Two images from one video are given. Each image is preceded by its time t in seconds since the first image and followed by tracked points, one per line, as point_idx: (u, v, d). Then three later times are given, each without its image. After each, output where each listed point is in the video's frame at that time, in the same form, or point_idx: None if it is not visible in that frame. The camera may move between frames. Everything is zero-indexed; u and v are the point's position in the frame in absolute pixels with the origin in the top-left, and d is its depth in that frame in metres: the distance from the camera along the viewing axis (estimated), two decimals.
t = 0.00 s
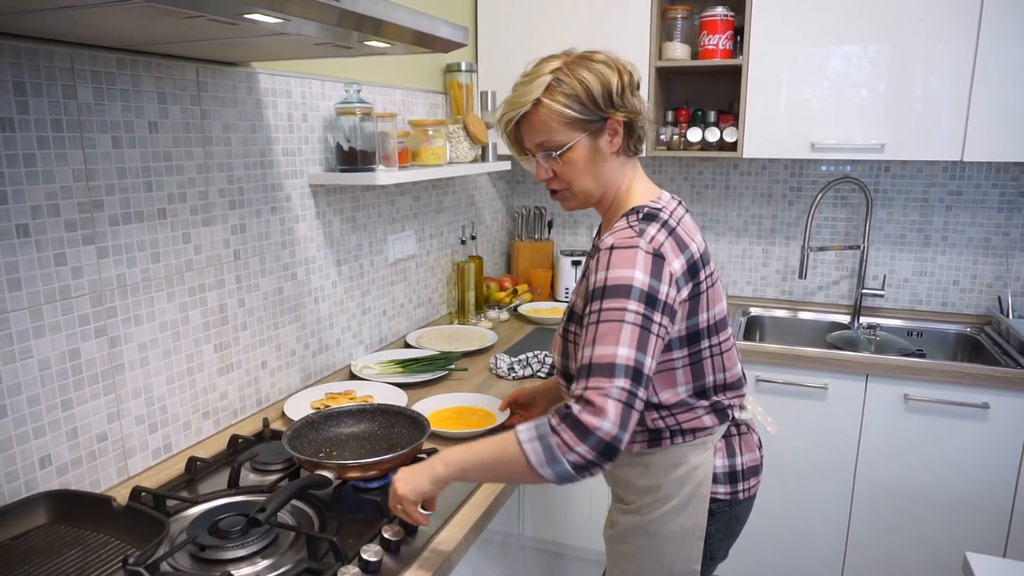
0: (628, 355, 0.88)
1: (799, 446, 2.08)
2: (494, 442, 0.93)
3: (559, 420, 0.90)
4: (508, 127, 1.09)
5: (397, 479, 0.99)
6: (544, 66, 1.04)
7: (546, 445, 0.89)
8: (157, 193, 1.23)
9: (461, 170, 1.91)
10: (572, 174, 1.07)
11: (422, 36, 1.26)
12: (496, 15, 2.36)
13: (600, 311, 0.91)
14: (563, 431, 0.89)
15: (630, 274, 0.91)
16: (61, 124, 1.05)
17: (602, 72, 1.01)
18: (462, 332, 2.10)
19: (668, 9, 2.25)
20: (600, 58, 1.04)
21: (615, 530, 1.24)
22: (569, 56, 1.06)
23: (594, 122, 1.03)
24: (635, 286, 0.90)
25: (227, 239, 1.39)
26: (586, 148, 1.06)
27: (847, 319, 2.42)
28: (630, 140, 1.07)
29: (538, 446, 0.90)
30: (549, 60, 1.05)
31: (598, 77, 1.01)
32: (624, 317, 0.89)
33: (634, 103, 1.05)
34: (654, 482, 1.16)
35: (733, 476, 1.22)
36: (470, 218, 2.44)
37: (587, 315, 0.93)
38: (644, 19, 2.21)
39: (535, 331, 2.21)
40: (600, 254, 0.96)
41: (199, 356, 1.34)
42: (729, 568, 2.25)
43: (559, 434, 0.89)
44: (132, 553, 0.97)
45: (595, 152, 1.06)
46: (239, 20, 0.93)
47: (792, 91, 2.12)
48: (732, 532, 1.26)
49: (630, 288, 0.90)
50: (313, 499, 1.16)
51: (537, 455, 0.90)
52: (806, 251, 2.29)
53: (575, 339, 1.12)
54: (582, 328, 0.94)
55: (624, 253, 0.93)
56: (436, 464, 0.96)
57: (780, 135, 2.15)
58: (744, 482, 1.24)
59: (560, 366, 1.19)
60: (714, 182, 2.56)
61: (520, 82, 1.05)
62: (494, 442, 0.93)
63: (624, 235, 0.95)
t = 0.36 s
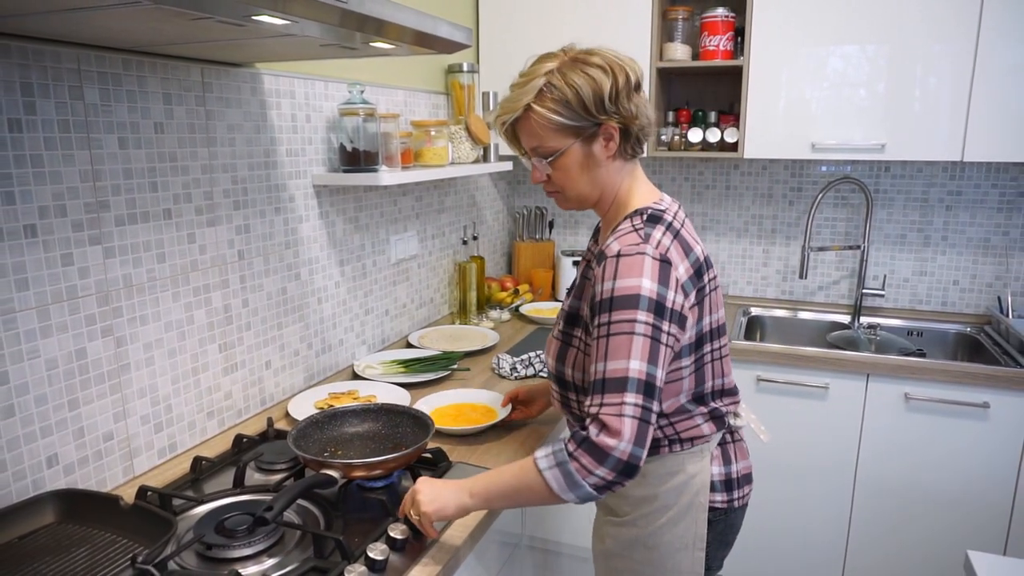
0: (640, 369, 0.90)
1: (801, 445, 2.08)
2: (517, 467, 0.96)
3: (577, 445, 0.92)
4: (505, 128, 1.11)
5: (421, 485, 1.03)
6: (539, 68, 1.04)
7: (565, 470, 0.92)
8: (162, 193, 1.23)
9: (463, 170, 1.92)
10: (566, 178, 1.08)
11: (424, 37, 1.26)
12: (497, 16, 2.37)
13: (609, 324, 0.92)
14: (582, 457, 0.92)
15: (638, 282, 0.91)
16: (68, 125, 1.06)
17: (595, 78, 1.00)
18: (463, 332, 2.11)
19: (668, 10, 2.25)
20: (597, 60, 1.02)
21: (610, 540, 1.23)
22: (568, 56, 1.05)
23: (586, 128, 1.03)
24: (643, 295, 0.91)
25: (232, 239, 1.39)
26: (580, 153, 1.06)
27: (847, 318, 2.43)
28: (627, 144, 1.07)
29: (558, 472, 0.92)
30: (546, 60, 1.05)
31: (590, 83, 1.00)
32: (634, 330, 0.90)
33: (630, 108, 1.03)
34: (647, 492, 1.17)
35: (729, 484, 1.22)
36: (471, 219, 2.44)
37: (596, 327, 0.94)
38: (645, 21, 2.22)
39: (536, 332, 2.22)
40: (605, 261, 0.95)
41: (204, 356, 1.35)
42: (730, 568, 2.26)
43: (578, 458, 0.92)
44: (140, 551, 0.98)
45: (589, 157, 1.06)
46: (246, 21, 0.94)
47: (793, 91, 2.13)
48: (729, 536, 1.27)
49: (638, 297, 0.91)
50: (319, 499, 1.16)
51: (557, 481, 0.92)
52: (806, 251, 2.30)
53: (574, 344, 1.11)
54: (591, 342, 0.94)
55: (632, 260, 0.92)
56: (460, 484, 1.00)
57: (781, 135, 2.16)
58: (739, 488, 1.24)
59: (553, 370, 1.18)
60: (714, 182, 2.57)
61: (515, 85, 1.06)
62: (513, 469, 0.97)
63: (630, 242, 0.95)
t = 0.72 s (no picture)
0: (693, 365, 0.94)
1: (800, 444, 2.09)
2: (593, 448, 0.97)
3: (650, 439, 0.95)
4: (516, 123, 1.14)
5: (492, 447, 1.02)
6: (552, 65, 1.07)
7: (641, 461, 0.95)
8: (166, 194, 1.24)
9: (464, 171, 1.92)
10: (574, 175, 1.11)
11: (425, 38, 1.27)
12: (497, 17, 2.38)
13: (654, 323, 0.94)
14: (657, 450, 0.95)
15: (676, 282, 0.95)
16: (73, 127, 1.06)
17: (604, 79, 1.02)
18: (464, 332, 2.11)
19: (668, 12, 2.26)
20: (608, 60, 1.04)
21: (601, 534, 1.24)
22: (580, 53, 1.07)
23: (596, 127, 1.06)
24: (683, 294, 0.94)
25: (234, 240, 1.40)
26: (589, 151, 1.09)
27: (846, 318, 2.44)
28: (637, 143, 1.09)
29: (633, 463, 0.95)
30: (558, 57, 1.07)
31: (599, 84, 1.03)
32: (682, 329, 0.93)
33: (640, 108, 1.05)
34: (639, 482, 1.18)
35: (715, 467, 1.25)
36: (471, 219, 2.45)
37: (637, 327, 0.96)
38: (645, 22, 2.23)
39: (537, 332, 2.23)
40: (638, 262, 0.97)
41: (207, 356, 1.36)
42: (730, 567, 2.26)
43: (653, 450, 0.95)
44: (145, 550, 0.98)
45: (598, 155, 1.09)
46: (251, 24, 0.95)
47: (792, 93, 2.14)
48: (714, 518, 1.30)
49: (678, 297, 0.94)
50: (322, 498, 1.17)
51: (631, 469, 0.96)
52: (805, 252, 2.31)
53: (582, 341, 1.11)
54: (635, 342, 0.97)
55: (666, 258, 0.96)
56: (529, 451, 1.01)
57: (780, 137, 2.17)
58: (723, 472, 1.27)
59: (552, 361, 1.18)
60: (714, 183, 2.58)
61: (528, 81, 1.09)
62: (585, 448, 0.98)
63: (659, 241, 0.98)
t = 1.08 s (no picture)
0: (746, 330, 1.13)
1: (799, 444, 2.10)
2: (671, 410, 1.15)
3: (721, 399, 1.13)
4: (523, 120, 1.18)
5: (577, 418, 1.16)
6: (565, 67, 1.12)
7: (717, 418, 1.13)
8: (169, 195, 1.24)
9: (465, 172, 1.94)
10: (582, 174, 1.16)
11: (425, 40, 1.28)
12: (498, 19, 2.39)
13: (716, 301, 1.10)
14: (730, 407, 1.13)
15: (724, 263, 1.11)
16: (77, 128, 1.07)
17: (616, 84, 1.09)
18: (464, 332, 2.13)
19: (667, 13, 2.27)
20: (621, 66, 1.11)
21: (609, 523, 1.28)
22: (592, 57, 1.13)
23: (605, 129, 1.12)
24: (730, 272, 1.12)
25: (237, 240, 1.41)
26: (596, 152, 1.14)
27: (845, 318, 2.45)
28: (640, 148, 1.15)
29: (709, 420, 1.14)
30: (571, 59, 1.13)
31: (611, 88, 1.09)
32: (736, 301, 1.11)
33: (647, 115, 1.12)
34: (658, 466, 1.26)
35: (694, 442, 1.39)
36: (472, 220, 2.46)
37: (700, 306, 1.11)
38: (645, 23, 2.24)
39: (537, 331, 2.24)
40: (687, 249, 1.12)
41: (209, 356, 1.36)
42: (729, 566, 2.27)
43: (726, 408, 1.13)
44: (150, 547, 0.99)
45: (605, 156, 1.15)
46: (255, 26, 0.95)
47: (791, 94, 2.14)
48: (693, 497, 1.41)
49: (728, 275, 1.11)
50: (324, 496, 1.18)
51: (710, 426, 1.14)
52: (804, 252, 2.32)
53: (617, 329, 1.18)
54: (700, 319, 1.12)
55: (711, 245, 1.12)
56: (612, 419, 1.16)
57: (779, 137, 2.18)
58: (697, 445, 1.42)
59: (576, 354, 1.22)
60: (713, 184, 2.59)
61: (540, 80, 1.14)
62: (664, 409, 1.15)
63: (697, 228, 1.14)
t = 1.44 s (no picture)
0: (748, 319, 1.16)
1: (800, 442, 2.11)
2: (678, 401, 1.17)
3: (727, 388, 1.16)
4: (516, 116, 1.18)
5: (584, 412, 1.17)
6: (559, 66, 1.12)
7: (724, 407, 1.15)
8: (173, 194, 1.25)
9: (467, 171, 1.94)
10: (572, 174, 1.17)
11: (427, 40, 1.28)
12: (499, 19, 2.39)
13: (721, 291, 1.13)
14: (737, 395, 1.15)
15: (727, 252, 1.14)
16: (82, 127, 1.07)
17: (609, 87, 1.09)
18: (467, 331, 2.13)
19: (669, 13, 2.28)
20: (615, 67, 1.10)
21: (629, 518, 1.29)
22: (586, 55, 1.13)
23: (596, 131, 1.13)
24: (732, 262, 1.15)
25: (240, 239, 1.41)
26: (587, 152, 1.15)
27: (845, 318, 2.45)
28: (630, 149, 1.17)
29: (716, 409, 1.16)
30: (564, 58, 1.13)
31: (604, 90, 1.09)
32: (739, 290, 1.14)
33: (639, 118, 1.13)
34: (673, 458, 1.28)
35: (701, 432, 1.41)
36: (473, 219, 2.46)
37: (706, 296, 1.14)
38: (646, 23, 2.24)
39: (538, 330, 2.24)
40: (692, 240, 1.14)
41: (212, 354, 1.37)
42: (729, 565, 2.28)
43: (733, 396, 1.16)
44: (155, 545, 1.00)
45: (596, 156, 1.16)
46: (261, 25, 0.96)
47: (791, 94, 2.15)
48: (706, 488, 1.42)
49: (731, 265, 1.14)
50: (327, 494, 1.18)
51: (716, 415, 1.16)
52: (805, 252, 2.33)
53: (626, 326, 1.19)
54: (706, 309, 1.14)
55: (714, 235, 1.15)
56: (619, 410, 1.17)
57: (779, 137, 2.18)
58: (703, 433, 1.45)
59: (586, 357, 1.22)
60: (714, 183, 2.59)
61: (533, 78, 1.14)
62: (671, 399, 1.17)
63: (699, 219, 1.16)
